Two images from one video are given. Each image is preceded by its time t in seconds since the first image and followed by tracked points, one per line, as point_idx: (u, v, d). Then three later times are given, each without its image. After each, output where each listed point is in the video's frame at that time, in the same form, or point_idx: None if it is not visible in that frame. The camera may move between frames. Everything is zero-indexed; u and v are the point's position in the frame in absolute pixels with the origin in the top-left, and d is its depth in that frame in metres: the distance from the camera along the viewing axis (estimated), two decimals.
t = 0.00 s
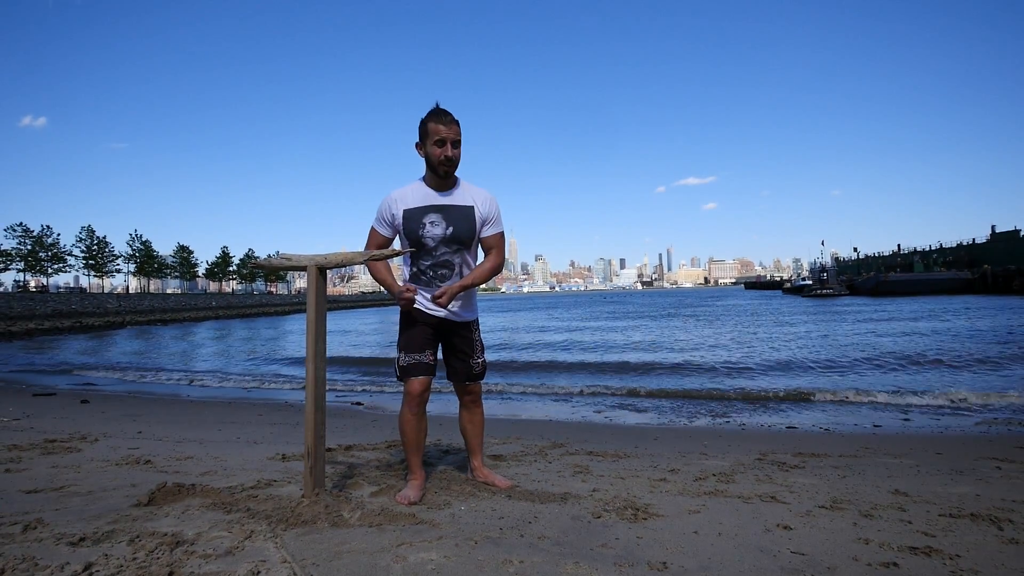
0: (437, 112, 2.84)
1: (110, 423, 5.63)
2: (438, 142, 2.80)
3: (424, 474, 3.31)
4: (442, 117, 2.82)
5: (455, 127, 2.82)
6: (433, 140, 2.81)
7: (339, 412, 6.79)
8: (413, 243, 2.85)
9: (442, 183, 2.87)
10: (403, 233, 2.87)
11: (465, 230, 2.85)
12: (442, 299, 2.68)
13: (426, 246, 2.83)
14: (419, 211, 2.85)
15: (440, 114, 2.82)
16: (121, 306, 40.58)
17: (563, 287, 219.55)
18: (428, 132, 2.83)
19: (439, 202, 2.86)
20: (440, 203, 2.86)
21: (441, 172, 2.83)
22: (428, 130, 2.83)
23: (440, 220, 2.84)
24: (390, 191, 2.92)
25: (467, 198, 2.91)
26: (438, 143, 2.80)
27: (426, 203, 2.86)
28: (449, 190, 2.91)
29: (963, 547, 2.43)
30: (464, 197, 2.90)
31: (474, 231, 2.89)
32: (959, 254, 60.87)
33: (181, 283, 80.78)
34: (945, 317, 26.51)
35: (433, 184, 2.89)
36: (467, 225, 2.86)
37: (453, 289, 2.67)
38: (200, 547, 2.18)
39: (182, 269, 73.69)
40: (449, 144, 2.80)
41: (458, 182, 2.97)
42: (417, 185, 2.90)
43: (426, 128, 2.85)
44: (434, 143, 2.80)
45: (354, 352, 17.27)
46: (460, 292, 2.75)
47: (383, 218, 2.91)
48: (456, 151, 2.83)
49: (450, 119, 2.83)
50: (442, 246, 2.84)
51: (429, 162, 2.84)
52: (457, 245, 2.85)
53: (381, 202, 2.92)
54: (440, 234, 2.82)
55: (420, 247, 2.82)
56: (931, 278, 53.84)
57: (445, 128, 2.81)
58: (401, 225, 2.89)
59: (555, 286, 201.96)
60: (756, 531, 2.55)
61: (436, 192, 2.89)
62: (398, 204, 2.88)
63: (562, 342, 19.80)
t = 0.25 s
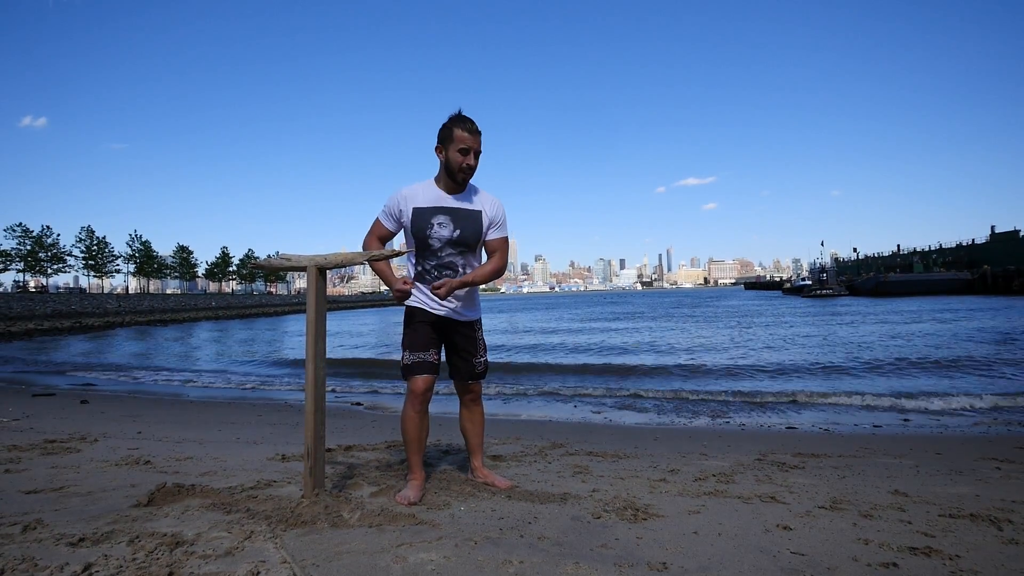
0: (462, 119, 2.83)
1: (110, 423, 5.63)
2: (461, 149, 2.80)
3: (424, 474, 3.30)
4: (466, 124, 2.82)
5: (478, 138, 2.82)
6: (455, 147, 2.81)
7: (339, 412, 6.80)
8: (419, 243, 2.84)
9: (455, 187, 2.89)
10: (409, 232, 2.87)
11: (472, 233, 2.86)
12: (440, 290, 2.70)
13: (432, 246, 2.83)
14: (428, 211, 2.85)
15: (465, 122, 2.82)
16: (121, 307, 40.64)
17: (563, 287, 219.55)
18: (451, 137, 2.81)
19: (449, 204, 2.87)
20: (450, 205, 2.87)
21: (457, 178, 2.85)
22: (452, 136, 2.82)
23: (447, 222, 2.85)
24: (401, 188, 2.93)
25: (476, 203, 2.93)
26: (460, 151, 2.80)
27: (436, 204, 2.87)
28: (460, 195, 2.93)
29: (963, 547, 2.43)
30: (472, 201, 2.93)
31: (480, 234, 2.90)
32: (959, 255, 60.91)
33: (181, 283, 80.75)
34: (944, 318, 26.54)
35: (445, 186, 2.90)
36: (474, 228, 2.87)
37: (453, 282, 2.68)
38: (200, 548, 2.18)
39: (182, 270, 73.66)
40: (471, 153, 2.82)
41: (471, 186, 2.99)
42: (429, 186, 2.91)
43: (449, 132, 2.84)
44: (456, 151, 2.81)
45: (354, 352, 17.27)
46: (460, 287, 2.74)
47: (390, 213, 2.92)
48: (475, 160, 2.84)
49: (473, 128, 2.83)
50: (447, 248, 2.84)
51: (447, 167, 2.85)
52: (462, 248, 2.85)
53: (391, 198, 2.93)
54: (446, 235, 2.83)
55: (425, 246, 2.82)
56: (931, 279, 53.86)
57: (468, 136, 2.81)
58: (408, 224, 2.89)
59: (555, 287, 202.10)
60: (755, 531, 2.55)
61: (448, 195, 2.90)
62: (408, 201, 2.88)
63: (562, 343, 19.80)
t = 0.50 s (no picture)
0: (484, 133, 2.79)
1: (109, 423, 5.62)
2: (477, 162, 2.77)
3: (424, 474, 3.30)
4: (488, 137, 2.77)
5: (497, 155, 2.79)
6: (472, 160, 2.77)
7: (339, 412, 6.80)
8: (424, 244, 2.83)
9: (467, 197, 2.88)
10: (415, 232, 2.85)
11: (476, 242, 2.87)
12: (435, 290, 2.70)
13: (435, 250, 2.83)
14: (437, 215, 2.83)
15: (486, 135, 2.78)
16: (121, 306, 40.60)
17: (563, 287, 219.54)
18: (471, 147, 2.78)
19: (459, 211, 2.86)
20: (460, 213, 2.86)
21: (470, 190, 2.83)
22: (472, 147, 2.78)
23: (455, 229, 2.84)
24: (412, 186, 2.91)
25: (484, 214, 2.94)
26: (477, 163, 2.77)
27: (446, 209, 2.85)
28: (471, 204, 2.92)
29: (962, 547, 2.44)
30: (481, 212, 2.93)
31: (484, 244, 2.91)
32: (959, 254, 60.92)
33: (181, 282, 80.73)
34: (944, 318, 26.55)
35: (457, 193, 2.89)
36: (479, 238, 2.88)
37: (449, 284, 2.69)
38: (200, 547, 2.19)
39: (182, 269, 73.63)
40: (487, 168, 2.79)
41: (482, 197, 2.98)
42: (441, 189, 2.89)
43: (470, 142, 2.80)
44: (473, 164, 2.78)
45: (353, 352, 17.26)
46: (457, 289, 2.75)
47: (397, 206, 2.92)
48: (490, 175, 2.82)
49: (494, 143, 2.79)
50: (450, 254, 2.84)
51: (462, 176, 2.83)
52: (465, 255, 2.86)
53: (401, 191, 2.92)
54: (452, 242, 2.83)
55: (430, 249, 2.82)
56: (931, 279, 53.85)
57: (487, 150, 2.77)
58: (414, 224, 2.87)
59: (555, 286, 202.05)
60: (755, 531, 2.56)
61: (458, 202, 2.89)
62: (418, 203, 2.87)
63: (561, 343, 19.80)
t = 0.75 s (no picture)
0: (492, 130, 2.82)
1: (109, 423, 5.62)
2: (488, 159, 2.78)
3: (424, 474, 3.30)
4: (499, 136, 2.80)
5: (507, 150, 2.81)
6: (482, 156, 2.79)
7: (339, 412, 6.80)
8: (432, 241, 2.83)
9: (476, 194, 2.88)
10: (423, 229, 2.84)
11: (483, 242, 2.88)
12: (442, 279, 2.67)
13: (441, 248, 2.82)
14: (446, 214, 2.83)
15: (497, 133, 2.80)
16: (121, 306, 40.64)
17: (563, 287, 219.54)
18: (481, 145, 2.79)
19: (468, 210, 2.87)
20: (468, 212, 2.86)
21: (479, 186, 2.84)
22: (480, 144, 2.80)
23: (463, 227, 2.84)
24: (422, 185, 2.90)
25: (492, 213, 2.95)
26: (488, 161, 2.78)
27: (455, 207, 2.85)
28: (479, 203, 2.92)
29: (962, 547, 2.44)
30: (488, 212, 2.94)
31: (490, 244, 2.92)
32: (959, 255, 60.91)
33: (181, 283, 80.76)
34: (944, 318, 26.55)
35: (466, 190, 2.89)
36: (486, 238, 2.89)
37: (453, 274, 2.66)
38: (201, 547, 2.19)
39: (182, 269, 73.66)
40: (498, 165, 2.81)
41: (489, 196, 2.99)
42: (450, 189, 2.89)
43: (478, 140, 2.82)
44: (482, 160, 2.79)
45: (354, 352, 17.25)
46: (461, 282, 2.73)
47: (406, 205, 2.89)
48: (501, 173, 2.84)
49: (505, 141, 2.81)
50: (457, 252, 2.84)
51: (471, 173, 2.84)
52: (470, 254, 2.86)
53: (410, 190, 2.90)
54: (459, 240, 2.83)
55: (436, 247, 2.81)
56: (931, 279, 53.82)
57: (498, 148, 2.79)
58: (423, 221, 2.86)
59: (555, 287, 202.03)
60: (756, 531, 2.55)
61: (467, 201, 2.89)
62: (427, 199, 2.86)
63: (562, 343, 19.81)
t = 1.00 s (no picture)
0: (477, 121, 2.85)
1: (109, 424, 5.61)
2: (479, 149, 2.81)
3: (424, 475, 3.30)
4: (487, 126, 2.83)
5: (495, 135, 2.82)
6: (472, 146, 2.82)
7: (339, 413, 6.80)
8: (439, 241, 2.82)
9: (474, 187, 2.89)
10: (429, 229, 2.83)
11: (489, 236, 2.90)
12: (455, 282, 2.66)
13: (450, 246, 2.82)
14: (451, 212, 2.84)
15: (485, 123, 2.83)
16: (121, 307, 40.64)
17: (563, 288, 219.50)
18: (471, 137, 2.82)
19: (470, 206, 2.89)
20: (472, 208, 2.88)
21: (476, 176, 2.84)
22: (469, 136, 2.83)
23: (469, 224, 2.86)
24: (423, 187, 2.88)
25: (494, 208, 2.97)
26: (478, 149, 2.81)
27: (459, 205, 2.86)
28: (479, 196, 2.94)
29: (962, 549, 2.43)
30: (491, 206, 2.96)
31: (496, 238, 2.94)
32: (959, 256, 60.97)
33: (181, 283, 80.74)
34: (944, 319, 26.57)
35: (465, 186, 2.91)
36: (492, 232, 2.91)
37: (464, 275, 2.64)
38: (200, 548, 2.18)
39: (183, 270, 73.66)
40: (489, 153, 2.82)
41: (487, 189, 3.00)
42: (451, 187, 2.90)
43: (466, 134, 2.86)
44: (473, 150, 2.82)
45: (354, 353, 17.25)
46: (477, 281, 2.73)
47: (409, 209, 2.85)
48: (494, 161, 2.85)
49: (494, 130, 2.83)
50: (465, 250, 2.84)
51: (465, 166, 2.86)
52: (479, 251, 2.88)
53: (413, 195, 2.86)
54: (467, 237, 2.84)
55: (445, 246, 2.81)
56: (931, 281, 53.83)
57: (487, 137, 2.81)
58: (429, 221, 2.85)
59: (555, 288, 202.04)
60: (755, 533, 2.55)
61: (468, 196, 2.91)
62: (430, 199, 2.85)
63: (562, 344, 19.81)
